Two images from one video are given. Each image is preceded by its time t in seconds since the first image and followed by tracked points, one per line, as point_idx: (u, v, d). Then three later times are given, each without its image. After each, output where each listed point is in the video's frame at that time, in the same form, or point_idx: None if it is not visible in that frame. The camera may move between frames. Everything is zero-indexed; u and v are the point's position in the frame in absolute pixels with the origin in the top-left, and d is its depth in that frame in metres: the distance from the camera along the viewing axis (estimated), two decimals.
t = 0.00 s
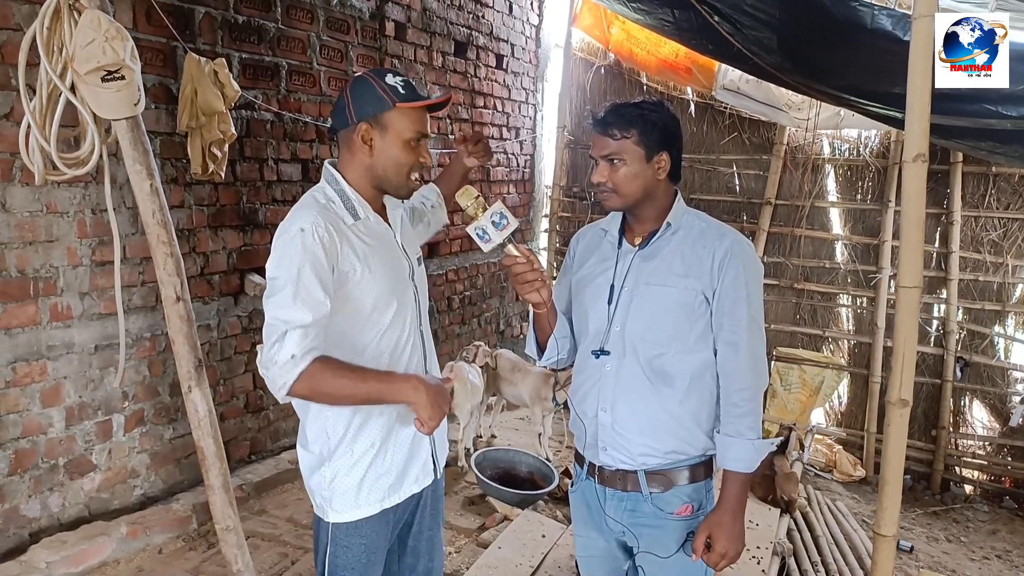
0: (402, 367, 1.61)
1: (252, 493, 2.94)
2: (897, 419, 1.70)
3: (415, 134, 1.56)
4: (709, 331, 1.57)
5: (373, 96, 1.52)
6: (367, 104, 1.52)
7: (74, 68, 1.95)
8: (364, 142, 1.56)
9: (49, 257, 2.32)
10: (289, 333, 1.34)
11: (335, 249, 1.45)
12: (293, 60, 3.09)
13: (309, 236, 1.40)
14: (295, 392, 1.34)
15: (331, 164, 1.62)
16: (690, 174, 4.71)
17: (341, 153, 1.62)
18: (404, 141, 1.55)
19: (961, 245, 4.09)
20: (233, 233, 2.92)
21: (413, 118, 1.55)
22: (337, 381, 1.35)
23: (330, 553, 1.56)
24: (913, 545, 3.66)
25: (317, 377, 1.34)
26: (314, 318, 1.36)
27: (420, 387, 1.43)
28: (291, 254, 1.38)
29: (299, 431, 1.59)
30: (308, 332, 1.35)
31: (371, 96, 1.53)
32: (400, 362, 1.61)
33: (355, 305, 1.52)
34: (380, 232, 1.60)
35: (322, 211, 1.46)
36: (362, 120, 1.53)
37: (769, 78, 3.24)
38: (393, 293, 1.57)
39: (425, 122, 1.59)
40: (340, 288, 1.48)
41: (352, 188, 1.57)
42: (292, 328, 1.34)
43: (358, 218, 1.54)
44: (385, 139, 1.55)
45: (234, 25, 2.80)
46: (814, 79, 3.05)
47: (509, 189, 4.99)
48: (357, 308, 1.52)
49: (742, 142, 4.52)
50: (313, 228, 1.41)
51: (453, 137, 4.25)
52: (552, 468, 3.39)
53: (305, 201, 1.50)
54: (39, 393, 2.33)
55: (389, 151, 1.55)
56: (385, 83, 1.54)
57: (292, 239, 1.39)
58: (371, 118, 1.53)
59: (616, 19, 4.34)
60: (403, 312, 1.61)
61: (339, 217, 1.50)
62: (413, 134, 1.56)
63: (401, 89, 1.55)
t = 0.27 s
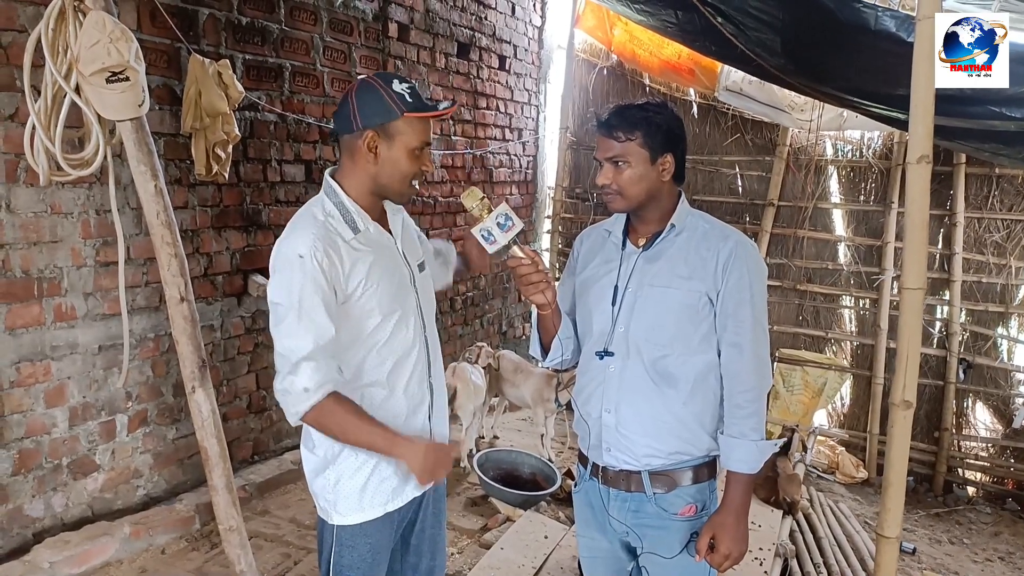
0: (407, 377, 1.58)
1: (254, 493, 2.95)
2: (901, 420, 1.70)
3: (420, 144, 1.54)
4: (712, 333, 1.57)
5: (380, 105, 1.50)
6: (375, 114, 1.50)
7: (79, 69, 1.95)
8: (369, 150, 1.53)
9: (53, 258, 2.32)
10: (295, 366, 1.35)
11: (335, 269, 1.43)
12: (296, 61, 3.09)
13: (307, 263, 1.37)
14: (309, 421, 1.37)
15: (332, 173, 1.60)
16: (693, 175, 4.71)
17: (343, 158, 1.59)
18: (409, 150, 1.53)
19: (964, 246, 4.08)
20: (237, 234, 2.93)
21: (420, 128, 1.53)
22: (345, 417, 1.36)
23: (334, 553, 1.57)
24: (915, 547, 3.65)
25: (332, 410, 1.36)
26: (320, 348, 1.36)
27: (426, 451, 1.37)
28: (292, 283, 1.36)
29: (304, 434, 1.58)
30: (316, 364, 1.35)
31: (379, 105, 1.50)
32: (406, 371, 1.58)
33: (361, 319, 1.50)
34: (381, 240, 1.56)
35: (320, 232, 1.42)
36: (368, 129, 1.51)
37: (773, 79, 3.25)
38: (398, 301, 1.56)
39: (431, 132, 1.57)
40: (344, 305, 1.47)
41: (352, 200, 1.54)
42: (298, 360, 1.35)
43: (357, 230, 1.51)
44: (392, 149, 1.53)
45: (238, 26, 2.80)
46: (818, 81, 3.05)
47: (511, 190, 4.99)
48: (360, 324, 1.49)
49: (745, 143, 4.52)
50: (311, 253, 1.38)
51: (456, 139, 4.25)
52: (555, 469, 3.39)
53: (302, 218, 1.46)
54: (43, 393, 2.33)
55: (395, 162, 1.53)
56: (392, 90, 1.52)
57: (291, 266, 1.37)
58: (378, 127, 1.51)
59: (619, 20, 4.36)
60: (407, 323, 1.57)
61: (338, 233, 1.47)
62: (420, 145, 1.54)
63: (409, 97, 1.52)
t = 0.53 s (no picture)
0: (409, 378, 1.58)
1: (255, 494, 2.95)
2: (902, 421, 1.70)
3: (416, 131, 1.55)
4: (714, 333, 1.57)
5: (372, 97, 1.51)
6: (367, 106, 1.50)
7: (80, 69, 1.95)
8: (368, 145, 1.53)
9: (54, 258, 2.32)
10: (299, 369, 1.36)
11: (339, 270, 1.42)
12: (297, 61, 3.09)
13: (313, 263, 1.37)
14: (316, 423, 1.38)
15: (333, 176, 1.60)
16: (694, 175, 4.72)
17: (342, 159, 1.59)
18: (407, 138, 1.54)
19: (964, 246, 4.09)
20: (237, 235, 2.93)
21: (414, 115, 1.55)
22: (346, 429, 1.38)
23: (333, 555, 1.56)
24: (916, 547, 3.66)
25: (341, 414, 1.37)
26: (326, 350, 1.36)
27: (402, 493, 1.42)
28: (297, 283, 1.36)
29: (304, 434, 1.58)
30: (324, 365, 1.36)
31: (371, 96, 1.51)
32: (408, 373, 1.58)
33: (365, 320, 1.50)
34: (384, 240, 1.56)
35: (325, 232, 1.42)
36: (364, 122, 1.51)
37: (773, 79, 3.25)
38: (400, 303, 1.55)
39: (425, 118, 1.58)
40: (348, 306, 1.47)
41: (355, 199, 1.54)
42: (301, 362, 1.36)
43: (361, 229, 1.51)
44: (390, 139, 1.53)
45: (238, 27, 2.80)
46: (818, 81, 3.05)
47: (512, 190, 4.99)
48: (364, 325, 1.49)
49: (745, 143, 4.53)
50: (316, 253, 1.38)
51: (456, 139, 4.25)
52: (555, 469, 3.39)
53: (307, 218, 1.46)
54: (43, 394, 2.33)
55: (395, 150, 1.54)
56: (381, 82, 1.53)
57: (296, 266, 1.36)
58: (374, 118, 1.51)
59: (619, 21, 4.36)
60: (410, 325, 1.58)
61: (343, 233, 1.47)
62: (416, 131, 1.55)
63: (399, 86, 1.54)
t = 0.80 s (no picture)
0: (411, 379, 1.58)
1: (256, 494, 2.95)
2: (903, 422, 1.70)
3: (422, 132, 1.56)
4: (717, 334, 1.57)
5: (379, 97, 1.51)
6: (375, 105, 1.50)
7: (83, 70, 1.96)
8: (375, 144, 1.53)
9: (56, 259, 2.32)
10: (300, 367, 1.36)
11: (341, 268, 1.43)
12: (299, 62, 3.10)
13: (316, 262, 1.37)
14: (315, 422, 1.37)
15: (336, 174, 1.59)
16: (695, 176, 4.72)
17: (347, 158, 1.58)
18: (413, 138, 1.55)
19: (965, 248, 4.09)
20: (239, 235, 2.93)
21: (421, 116, 1.55)
22: (344, 431, 1.37)
23: (335, 557, 1.56)
24: (916, 549, 3.66)
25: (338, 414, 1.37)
26: (327, 348, 1.36)
27: (398, 499, 1.42)
28: (300, 281, 1.36)
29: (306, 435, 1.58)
30: (326, 363, 1.36)
31: (378, 97, 1.51)
32: (410, 373, 1.58)
33: (367, 319, 1.50)
34: (386, 240, 1.56)
35: (328, 230, 1.43)
36: (372, 121, 1.51)
37: (774, 81, 3.26)
38: (402, 302, 1.56)
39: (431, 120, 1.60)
40: (350, 305, 1.47)
41: (358, 198, 1.54)
42: (304, 361, 1.35)
43: (364, 228, 1.51)
44: (397, 138, 1.53)
45: (240, 27, 2.81)
46: (819, 82, 3.07)
47: (513, 191, 4.99)
48: (366, 324, 1.49)
49: (746, 144, 4.53)
50: (318, 251, 1.38)
51: (457, 140, 4.25)
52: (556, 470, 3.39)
53: (310, 216, 1.46)
54: (45, 394, 2.33)
55: (402, 150, 1.54)
56: (389, 82, 1.53)
57: (298, 263, 1.37)
58: (381, 118, 1.51)
59: (620, 22, 4.36)
60: (411, 326, 1.58)
61: (345, 232, 1.47)
62: (422, 132, 1.56)
63: (406, 87, 1.54)
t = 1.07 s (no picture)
0: (416, 383, 1.58)
1: (258, 497, 2.94)
2: (905, 424, 1.71)
3: (425, 132, 1.57)
4: (719, 336, 1.57)
5: (384, 100, 1.50)
6: (381, 109, 1.50)
7: (85, 73, 1.96)
8: (384, 148, 1.53)
9: (58, 261, 2.33)
10: (306, 373, 1.36)
11: (348, 273, 1.43)
12: (300, 64, 3.10)
13: (323, 267, 1.37)
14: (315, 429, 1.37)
15: (340, 179, 1.58)
16: (695, 179, 4.72)
17: (353, 163, 1.57)
18: (420, 139, 1.56)
19: (966, 250, 4.09)
20: (240, 238, 2.93)
21: (424, 116, 1.56)
22: (343, 442, 1.37)
23: (339, 560, 1.55)
24: (918, 551, 3.66)
25: (339, 422, 1.36)
26: (332, 356, 1.37)
27: (388, 516, 1.42)
28: (308, 286, 1.36)
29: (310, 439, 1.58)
30: (332, 370, 1.36)
31: (383, 100, 1.50)
32: (414, 377, 1.58)
33: (373, 324, 1.50)
34: (392, 245, 1.56)
35: (336, 235, 1.43)
36: (381, 125, 1.50)
37: (774, 83, 3.27)
38: (407, 307, 1.56)
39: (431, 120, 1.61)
40: (356, 310, 1.47)
41: (364, 201, 1.54)
42: (310, 367, 1.36)
43: (371, 233, 1.51)
44: (404, 141, 1.53)
45: (242, 30, 2.81)
46: (819, 84, 3.07)
47: (513, 193, 5.00)
48: (372, 329, 1.49)
49: (746, 147, 4.54)
50: (326, 256, 1.38)
51: (458, 142, 4.26)
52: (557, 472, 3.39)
53: (317, 220, 1.46)
54: (46, 397, 2.33)
55: (409, 152, 1.55)
56: (389, 85, 1.53)
57: (307, 268, 1.37)
58: (390, 121, 1.51)
59: (620, 24, 4.38)
60: (416, 330, 1.58)
61: (353, 236, 1.47)
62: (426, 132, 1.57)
63: (406, 88, 1.54)
